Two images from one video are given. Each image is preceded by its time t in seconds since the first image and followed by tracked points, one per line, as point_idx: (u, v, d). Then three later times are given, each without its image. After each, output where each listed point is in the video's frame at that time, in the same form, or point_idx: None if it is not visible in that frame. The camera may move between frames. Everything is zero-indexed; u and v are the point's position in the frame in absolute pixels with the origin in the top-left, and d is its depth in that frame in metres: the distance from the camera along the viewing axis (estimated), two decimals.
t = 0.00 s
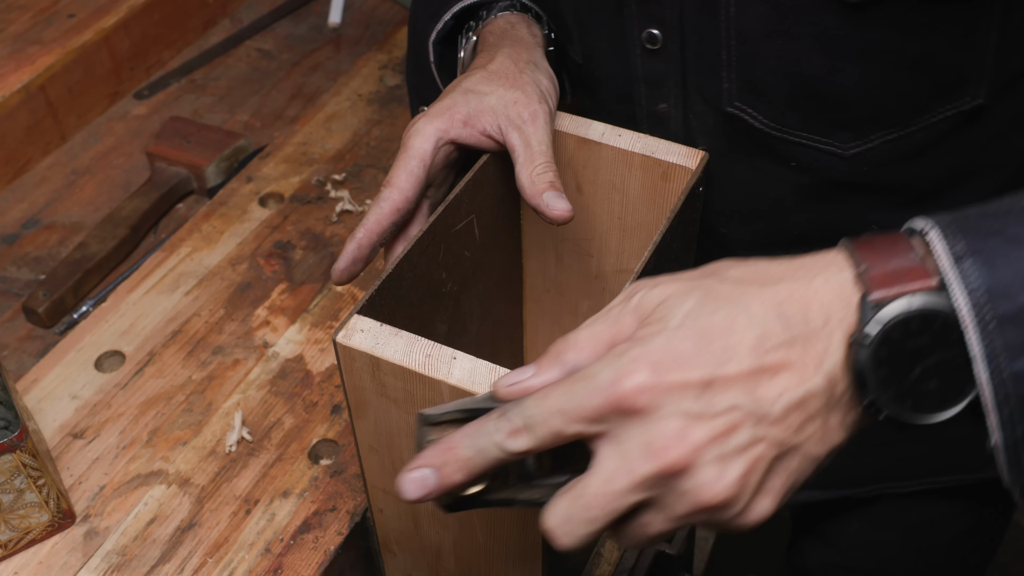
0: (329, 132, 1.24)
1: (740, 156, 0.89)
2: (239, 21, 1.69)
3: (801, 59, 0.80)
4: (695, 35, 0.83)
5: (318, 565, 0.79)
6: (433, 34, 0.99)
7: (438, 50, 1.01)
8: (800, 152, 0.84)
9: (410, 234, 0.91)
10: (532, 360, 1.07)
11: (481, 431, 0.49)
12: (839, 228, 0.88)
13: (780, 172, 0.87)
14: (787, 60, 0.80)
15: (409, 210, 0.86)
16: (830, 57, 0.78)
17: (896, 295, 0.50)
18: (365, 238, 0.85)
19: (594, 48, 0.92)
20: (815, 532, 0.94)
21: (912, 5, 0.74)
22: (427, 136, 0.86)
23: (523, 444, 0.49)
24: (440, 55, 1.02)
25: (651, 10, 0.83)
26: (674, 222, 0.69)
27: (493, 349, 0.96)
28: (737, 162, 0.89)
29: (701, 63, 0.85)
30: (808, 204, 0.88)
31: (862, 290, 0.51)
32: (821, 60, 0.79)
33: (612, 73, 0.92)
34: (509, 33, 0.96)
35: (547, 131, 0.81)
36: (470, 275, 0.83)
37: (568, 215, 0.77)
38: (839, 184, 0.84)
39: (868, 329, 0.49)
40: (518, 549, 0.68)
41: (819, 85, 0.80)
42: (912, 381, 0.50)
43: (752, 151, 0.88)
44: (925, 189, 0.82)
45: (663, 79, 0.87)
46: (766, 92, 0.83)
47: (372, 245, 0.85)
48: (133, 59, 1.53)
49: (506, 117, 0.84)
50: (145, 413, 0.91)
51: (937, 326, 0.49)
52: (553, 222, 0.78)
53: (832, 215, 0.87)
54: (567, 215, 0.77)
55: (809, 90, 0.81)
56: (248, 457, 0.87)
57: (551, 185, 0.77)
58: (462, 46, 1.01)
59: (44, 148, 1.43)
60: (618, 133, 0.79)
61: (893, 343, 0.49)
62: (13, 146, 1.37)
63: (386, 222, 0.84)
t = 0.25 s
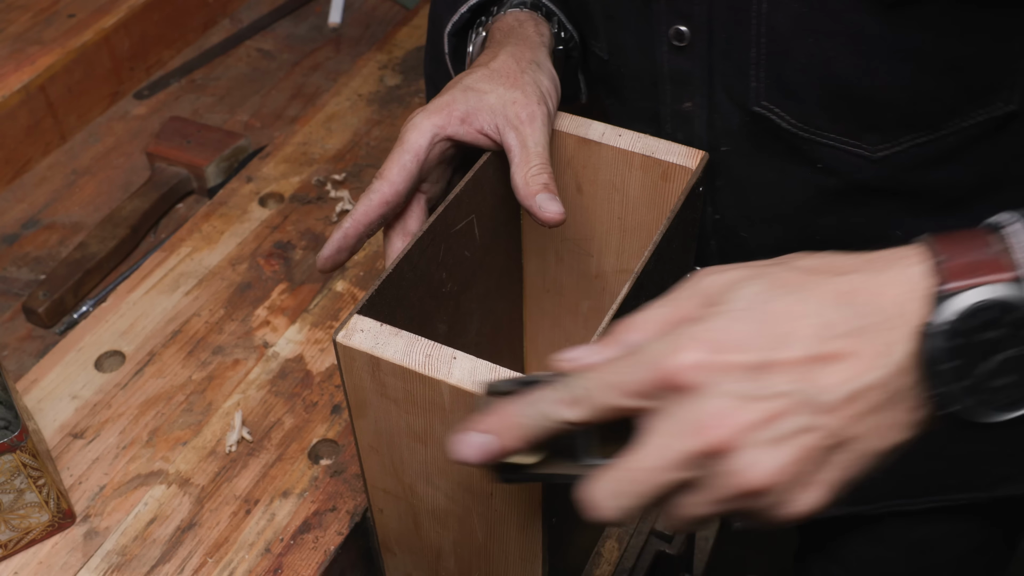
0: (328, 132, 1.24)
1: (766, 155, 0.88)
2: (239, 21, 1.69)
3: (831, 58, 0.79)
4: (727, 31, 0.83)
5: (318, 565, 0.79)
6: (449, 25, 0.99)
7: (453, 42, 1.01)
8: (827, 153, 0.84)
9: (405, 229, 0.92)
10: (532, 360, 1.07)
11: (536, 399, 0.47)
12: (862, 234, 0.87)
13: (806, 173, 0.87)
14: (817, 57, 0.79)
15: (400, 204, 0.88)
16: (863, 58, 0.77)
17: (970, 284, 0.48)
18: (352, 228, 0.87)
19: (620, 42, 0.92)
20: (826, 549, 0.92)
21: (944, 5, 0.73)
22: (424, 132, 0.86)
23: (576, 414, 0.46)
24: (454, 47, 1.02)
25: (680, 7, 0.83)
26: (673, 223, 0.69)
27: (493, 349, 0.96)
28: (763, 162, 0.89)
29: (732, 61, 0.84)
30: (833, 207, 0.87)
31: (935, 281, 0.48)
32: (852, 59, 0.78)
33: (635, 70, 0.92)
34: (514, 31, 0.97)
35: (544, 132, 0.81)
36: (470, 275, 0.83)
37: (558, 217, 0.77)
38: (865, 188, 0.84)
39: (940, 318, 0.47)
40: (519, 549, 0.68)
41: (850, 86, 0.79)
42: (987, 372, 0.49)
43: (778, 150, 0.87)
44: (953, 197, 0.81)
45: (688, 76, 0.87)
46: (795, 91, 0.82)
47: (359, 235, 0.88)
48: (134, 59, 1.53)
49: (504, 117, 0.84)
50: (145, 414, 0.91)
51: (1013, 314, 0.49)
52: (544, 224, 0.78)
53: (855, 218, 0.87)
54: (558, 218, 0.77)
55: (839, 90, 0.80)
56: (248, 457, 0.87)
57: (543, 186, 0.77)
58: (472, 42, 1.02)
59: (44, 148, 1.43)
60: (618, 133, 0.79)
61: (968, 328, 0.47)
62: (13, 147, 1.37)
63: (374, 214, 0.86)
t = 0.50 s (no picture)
0: (328, 132, 1.24)
1: (775, 178, 0.87)
2: (239, 21, 1.69)
3: (849, 91, 0.79)
4: (751, 53, 0.84)
5: (318, 565, 0.79)
6: (456, 12, 1.01)
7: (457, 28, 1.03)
8: (837, 183, 0.82)
9: (404, 228, 0.91)
10: (532, 360, 1.07)
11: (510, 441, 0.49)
12: (863, 267, 0.85)
13: (813, 201, 0.85)
14: (834, 95, 0.80)
15: (397, 205, 0.87)
16: (881, 98, 0.77)
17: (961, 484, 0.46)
18: (349, 228, 0.87)
19: (647, 50, 0.94)
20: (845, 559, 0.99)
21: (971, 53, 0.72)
22: (423, 133, 0.86)
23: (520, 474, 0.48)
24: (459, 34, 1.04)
25: (706, 20, 0.85)
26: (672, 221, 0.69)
27: (493, 349, 0.96)
28: (772, 186, 0.87)
29: (751, 79, 0.85)
30: (836, 237, 0.85)
31: (927, 473, 0.48)
32: (868, 95, 0.78)
33: (659, 77, 0.93)
34: (516, 29, 0.97)
35: (542, 132, 0.81)
36: (470, 275, 0.83)
37: (557, 218, 0.78)
38: (870, 223, 0.83)
39: (935, 522, 0.46)
40: (518, 549, 0.68)
41: (865, 121, 0.79)
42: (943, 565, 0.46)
43: (788, 174, 0.86)
44: (957, 256, 0.81)
45: (709, 89, 0.89)
46: (811, 118, 0.82)
47: (355, 235, 0.88)
48: (134, 59, 1.53)
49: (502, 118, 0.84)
50: (145, 414, 0.91)
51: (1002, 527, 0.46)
52: (542, 226, 0.79)
53: (856, 254, 0.85)
54: (556, 220, 0.77)
55: (854, 126, 0.80)
56: (248, 457, 0.87)
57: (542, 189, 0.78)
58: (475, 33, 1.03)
59: (44, 148, 1.43)
60: (618, 132, 0.79)
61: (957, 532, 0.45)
62: (13, 147, 1.37)
63: (371, 214, 0.86)
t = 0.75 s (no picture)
0: (328, 132, 1.24)
1: (823, 220, 0.83)
2: (239, 21, 1.69)
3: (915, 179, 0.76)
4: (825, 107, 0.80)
5: (318, 565, 0.79)
6: None
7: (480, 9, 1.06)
8: (885, 243, 0.79)
9: (398, 218, 0.91)
10: (532, 360, 1.07)
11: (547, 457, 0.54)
12: (890, 307, 0.83)
13: (856, 249, 0.82)
14: (894, 182, 0.77)
15: (389, 196, 0.88)
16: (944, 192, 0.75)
17: None
18: (338, 215, 0.88)
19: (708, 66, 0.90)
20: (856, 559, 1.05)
21: None
22: (421, 126, 0.87)
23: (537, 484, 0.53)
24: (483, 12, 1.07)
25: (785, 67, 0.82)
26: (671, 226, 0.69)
27: (493, 349, 0.96)
28: (818, 227, 0.84)
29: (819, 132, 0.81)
30: (874, 284, 0.83)
31: None
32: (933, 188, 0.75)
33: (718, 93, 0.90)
34: (528, 29, 0.99)
35: (540, 138, 0.81)
36: (470, 275, 0.83)
37: (541, 229, 0.78)
38: (912, 284, 0.80)
39: None
40: (518, 549, 0.68)
41: (927, 211, 0.76)
42: None
43: (836, 223, 0.83)
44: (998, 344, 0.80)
45: (774, 125, 0.85)
46: (870, 186, 0.78)
47: (344, 223, 0.89)
48: (134, 59, 1.53)
49: (501, 120, 0.84)
50: (145, 414, 0.91)
51: None
52: (525, 235, 0.79)
53: (890, 304, 0.83)
54: (539, 230, 0.77)
55: (912, 210, 0.77)
56: (248, 457, 0.87)
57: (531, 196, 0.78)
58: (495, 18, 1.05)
59: (44, 148, 1.43)
60: (618, 133, 0.79)
61: None
62: (13, 147, 1.37)
63: (361, 203, 0.87)
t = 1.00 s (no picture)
0: (328, 132, 1.24)
1: (865, 253, 0.85)
2: (239, 21, 1.69)
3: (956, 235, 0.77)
4: (883, 154, 0.81)
5: (318, 565, 0.79)
6: None
7: None
8: (924, 288, 0.81)
9: (391, 199, 0.91)
10: (533, 360, 1.07)
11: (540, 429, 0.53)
12: (925, 341, 0.85)
13: (895, 285, 0.84)
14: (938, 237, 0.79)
15: (380, 177, 0.88)
16: (987, 257, 0.76)
17: None
18: (327, 192, 0.89)
19: (782, 85, 0.92)
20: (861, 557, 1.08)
21: None
22: (422, 112, 0.87)
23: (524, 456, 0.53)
24: None
25: (850, 102, 0.83)
26: (671, 227, 0.69)
27: (493, 349, 0.96)
28: (860, 259, 0.86)
29: (871, 175, 0.82)
30: (909, 321, 0.85)
31: None
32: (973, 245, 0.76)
33: (785, 108, 0.92)
34: (547, 28, 0.99)
35: (537, 139, 0.81)
36: (470, 275, 0.83)
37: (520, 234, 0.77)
38: (945, 330, 0.82)
39: None
40: (518, 549, 0.68)
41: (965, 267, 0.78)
42: None
43: (878, 259, 0.84)
44: None
45: (828, 156, 0.85)
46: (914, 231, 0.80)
47: (332, 199, 0.90)
48: (133, 59, 1.53)
49: (503, 118, 0.85)
50: (145, 413, 0.91)
51: None
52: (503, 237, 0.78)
53: (924, 342, 0.85)
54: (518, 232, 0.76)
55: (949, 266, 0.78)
56: (248, 457, 0.87)
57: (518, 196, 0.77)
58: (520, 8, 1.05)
59: (44, 148, 1.43)
60: (618, 133, 0.79)
61: None
62: (13, 147, 1.37)
63: (351, 182, 0.87)
